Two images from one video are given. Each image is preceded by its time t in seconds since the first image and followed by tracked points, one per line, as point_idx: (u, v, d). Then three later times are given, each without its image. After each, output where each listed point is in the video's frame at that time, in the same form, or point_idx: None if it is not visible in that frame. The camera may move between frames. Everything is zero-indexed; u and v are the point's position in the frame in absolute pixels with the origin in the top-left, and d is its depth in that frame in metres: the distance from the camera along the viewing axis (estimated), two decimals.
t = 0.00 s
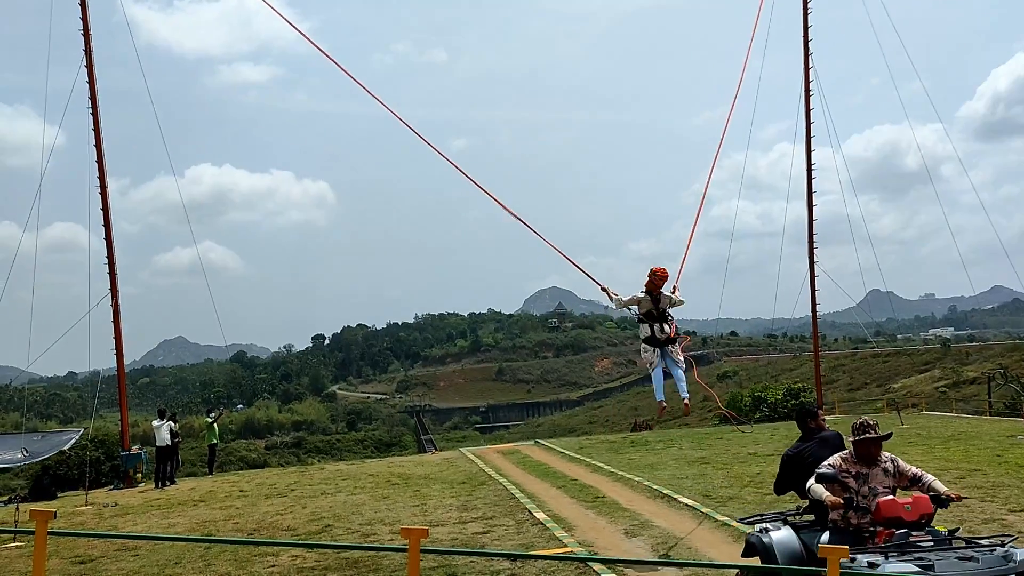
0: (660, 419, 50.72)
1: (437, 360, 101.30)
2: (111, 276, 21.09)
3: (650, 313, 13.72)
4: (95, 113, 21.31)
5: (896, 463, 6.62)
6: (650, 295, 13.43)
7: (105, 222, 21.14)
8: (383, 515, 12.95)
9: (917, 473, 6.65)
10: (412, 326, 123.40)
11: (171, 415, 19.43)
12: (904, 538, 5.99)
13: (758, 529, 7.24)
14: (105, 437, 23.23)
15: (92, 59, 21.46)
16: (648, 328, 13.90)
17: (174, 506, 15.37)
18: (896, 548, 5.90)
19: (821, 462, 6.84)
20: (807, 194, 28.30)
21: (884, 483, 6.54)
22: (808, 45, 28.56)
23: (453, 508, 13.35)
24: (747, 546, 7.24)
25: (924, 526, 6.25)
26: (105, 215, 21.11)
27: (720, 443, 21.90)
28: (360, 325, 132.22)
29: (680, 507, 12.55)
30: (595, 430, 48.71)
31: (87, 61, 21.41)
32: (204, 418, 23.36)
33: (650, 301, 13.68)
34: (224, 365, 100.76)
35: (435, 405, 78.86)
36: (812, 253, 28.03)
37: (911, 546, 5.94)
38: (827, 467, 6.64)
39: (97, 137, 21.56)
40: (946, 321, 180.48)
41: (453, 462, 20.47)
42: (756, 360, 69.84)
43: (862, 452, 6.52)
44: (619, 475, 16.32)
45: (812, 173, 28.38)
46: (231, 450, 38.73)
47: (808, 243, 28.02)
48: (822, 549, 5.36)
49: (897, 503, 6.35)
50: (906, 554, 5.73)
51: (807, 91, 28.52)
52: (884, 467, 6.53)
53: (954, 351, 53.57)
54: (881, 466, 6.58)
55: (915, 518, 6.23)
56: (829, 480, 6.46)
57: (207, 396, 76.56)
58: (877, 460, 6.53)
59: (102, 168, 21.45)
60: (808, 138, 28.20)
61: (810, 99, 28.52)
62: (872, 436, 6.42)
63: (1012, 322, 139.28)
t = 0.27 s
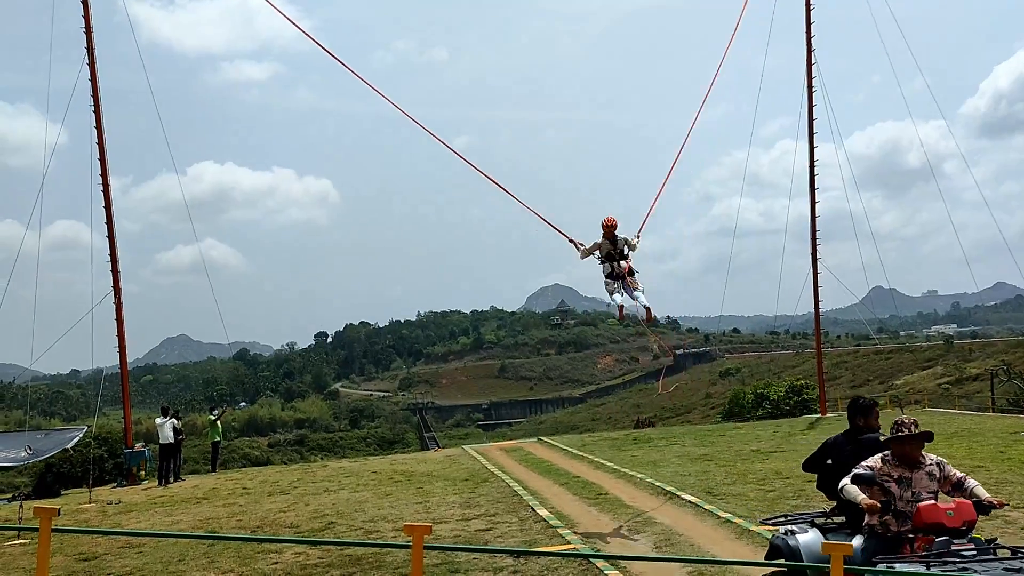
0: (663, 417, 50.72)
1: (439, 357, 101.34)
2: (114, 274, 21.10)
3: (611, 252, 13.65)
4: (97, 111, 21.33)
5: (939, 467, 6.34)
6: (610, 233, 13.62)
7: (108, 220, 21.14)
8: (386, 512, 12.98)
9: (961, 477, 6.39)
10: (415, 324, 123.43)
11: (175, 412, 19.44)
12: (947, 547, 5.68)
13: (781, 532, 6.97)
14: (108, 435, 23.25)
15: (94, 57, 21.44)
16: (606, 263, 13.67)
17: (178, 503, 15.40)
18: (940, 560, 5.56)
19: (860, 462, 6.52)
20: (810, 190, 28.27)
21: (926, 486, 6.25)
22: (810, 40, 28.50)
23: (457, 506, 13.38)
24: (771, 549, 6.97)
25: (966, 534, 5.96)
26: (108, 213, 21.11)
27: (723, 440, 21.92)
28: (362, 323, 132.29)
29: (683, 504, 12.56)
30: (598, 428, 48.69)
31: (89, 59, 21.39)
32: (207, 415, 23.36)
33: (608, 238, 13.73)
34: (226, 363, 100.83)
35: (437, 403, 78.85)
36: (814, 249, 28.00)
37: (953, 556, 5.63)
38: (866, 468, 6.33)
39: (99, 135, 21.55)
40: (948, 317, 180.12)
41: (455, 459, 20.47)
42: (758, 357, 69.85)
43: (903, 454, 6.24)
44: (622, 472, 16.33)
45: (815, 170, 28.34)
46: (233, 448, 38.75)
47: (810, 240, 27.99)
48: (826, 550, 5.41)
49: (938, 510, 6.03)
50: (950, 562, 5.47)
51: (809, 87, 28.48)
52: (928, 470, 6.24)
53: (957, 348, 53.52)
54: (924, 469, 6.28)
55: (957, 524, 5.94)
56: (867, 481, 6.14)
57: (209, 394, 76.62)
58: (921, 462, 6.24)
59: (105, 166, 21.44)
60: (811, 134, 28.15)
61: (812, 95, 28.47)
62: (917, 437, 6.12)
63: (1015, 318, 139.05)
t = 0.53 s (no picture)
0: (665, 419, 50.69)
1: (441, 360, 101.34)
2: (116, 276, 21.13)
3: (557, 197, 14.82)
4: (99, 114, 21.37)
5: (953, 476, 6.30)
6: (558, 180, 14.72)
7: (110, 223, 21.17)
8: (387, 515, 12.97)
9: (978, 482, 6.32)
10: (417, 326, 123.47)
11: (176, 414, 19.45)
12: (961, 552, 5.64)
13: (792, 537, 6.97)
14: (110, 438, 23.27)
15: (96, 60, 21.49)
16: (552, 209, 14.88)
17: (180, 506, 15.41)
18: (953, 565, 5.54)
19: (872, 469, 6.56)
20: (812, 193, 28.25)
21: (938, 493, 6.21)
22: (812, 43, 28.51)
23: (458, 508, 13.37)
24: (781, 555, 6.96)
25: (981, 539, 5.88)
26: (110, 216, 21.14)
27: (725, 442, 21.91)
28: (364, 325, 132.36)
29: (686, 506, 12.53)
30: (600, 430, 48.65)
31: (91, 63, 21.45)
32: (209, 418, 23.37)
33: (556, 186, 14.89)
34: (228, 366, 100.87)
35: (439, 405, 78.82)
36: (816, 252, 27.96)
37: (968, 562, 5.59)
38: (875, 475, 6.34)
39: (101, 138, 21.58)
40: (951, 319, 179.66)
41: (457, 462, 20.46)
42: (760, 359, 69.83)
43: (912, 462, 6.23)
44: (624, 474, 16.31)
45: (817, 172, 28.33)
46: (236, 451, 38.75)
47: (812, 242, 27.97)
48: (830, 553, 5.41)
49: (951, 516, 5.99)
50: (965, 567, 5.44)
51: (811, 89, 28.48)
52: (939, 478, 6.21)
53: (959, 350, 53.43)
54: (936, 476, 6.25)
55: (972, 529, 5.86)
56: (877, 487, 6.16)
57: (211, 397, 76.68)
58: (931, 469, 6.21)
59: (106, 169, 21.47)
60: (812, 136, 28.14)
61: (814, 97, 28.48)
62: (925, 445, 6.11)
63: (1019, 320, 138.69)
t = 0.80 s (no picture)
0: (668, 430, 50.58)
1: (444, 371, 101.25)
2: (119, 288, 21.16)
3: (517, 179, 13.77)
4: (103, 127, 21.47)
5: (955, 486, 6.28)
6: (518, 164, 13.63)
7: (113, 235, 21.22)
8: (390, 527, 12.93)
9: (983, 493, 6.29)
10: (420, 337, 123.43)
11: (179, 426, 19.44)
12: (966, 562, 5.62)
13: (796, 550, 6.95)
14: (113, 450, 23.27)
15: (100, 75, 21.60)
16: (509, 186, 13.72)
17: (183, 518, 15.38)
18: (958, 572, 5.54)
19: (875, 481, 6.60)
20: (814, 203, 28.26)
21: (939, 504, 6.22)
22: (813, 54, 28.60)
23: (461, 520, 13.33)
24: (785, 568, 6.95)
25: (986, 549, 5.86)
26: (113, 229, 21.18)
27: (729, 453, 21.86)
28: (367, 337, 132.37)
29: (690, 518, 12.48)
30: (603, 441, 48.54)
31: (96, 77, 21.55)
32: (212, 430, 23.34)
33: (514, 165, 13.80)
34: (231, 377, 100.90)
35: (442, 416, 78.67)
36: (819, 262, 27.92)
37: (973, 573, 5.56)
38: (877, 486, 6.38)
39: (105, 150, 21.65)
40: (955, 330, 179.30)
41: (460, 473, 20.38)
42: (763, 370, 69.69)
43: (909, 471, 6.27)
44: (628, 486, 16.27)
45: (820, 183, 28.34)
46: (238, 463, 38.70)
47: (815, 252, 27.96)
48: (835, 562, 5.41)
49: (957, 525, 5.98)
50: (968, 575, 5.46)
51: (813, 100, 28.53)
52: (938, 488, 6.23)
53: (963, 360, 53.27)
54: (936, 486, 6.26)
55: (977, 540, 5.85)
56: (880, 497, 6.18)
57: (214, 408, 76.66)
58: (931, 479, 6.24)
59: (110, 182, 21.53)
60: (814, 147, 28.18)
61: (816, 109, 28.52)
62: (919, 454, 6.19)
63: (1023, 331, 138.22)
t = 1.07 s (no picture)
0: (673, 448, 50.35)
1: (448, 389, 101.05)
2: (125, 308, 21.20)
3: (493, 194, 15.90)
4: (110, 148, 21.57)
5: (950, 498, 6.38)
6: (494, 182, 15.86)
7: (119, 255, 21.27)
8: (396, 547, 12.88)
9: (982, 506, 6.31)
10: (425, 355, 123.33)
11: (184, 445, 19.44)
12: None
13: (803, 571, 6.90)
14: (118, 470, 23.27)
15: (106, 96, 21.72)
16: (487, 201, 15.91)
17: (188, 539, 15.34)
18: None
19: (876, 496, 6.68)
20: (818, 220, 28.29)
21: (934, 517, 6.35)
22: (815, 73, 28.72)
23: (466, 539, 13.27)
24: None
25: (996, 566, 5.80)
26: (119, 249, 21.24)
27: (735, 471, 21.76)
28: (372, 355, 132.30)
29: (696, 537, 12.42)
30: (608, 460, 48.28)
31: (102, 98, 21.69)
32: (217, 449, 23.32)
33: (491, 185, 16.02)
34: (236, 396, 100.86)
35: (447, 435, 78.42)
36: (824, 279, 27.90)
37: None
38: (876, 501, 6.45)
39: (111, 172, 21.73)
40: (962, 345, 178.52)
41: (465, 492, 20.32)
42: (769, 387, 69.43)
43: (901, 482, 6.45)
44: (633, 504, 16.21)
45: (823, 200, 28.37)
46: (243, 482, 38.57)
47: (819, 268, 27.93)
48: None
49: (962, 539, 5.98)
50: None
51: (816, 117, 28.61)
52: (933, 500, 6.36)
53: (970, 376, 53.00)
54: (929, 498, 6.40)
55: (986, 558, 5.77)
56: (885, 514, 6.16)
57: (218, 428, 76.56)
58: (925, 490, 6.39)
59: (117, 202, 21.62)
60: (818, 164, 28.23)
61: (819, 126, 28.60)
62: (909, 465, 6.40)
63: None
